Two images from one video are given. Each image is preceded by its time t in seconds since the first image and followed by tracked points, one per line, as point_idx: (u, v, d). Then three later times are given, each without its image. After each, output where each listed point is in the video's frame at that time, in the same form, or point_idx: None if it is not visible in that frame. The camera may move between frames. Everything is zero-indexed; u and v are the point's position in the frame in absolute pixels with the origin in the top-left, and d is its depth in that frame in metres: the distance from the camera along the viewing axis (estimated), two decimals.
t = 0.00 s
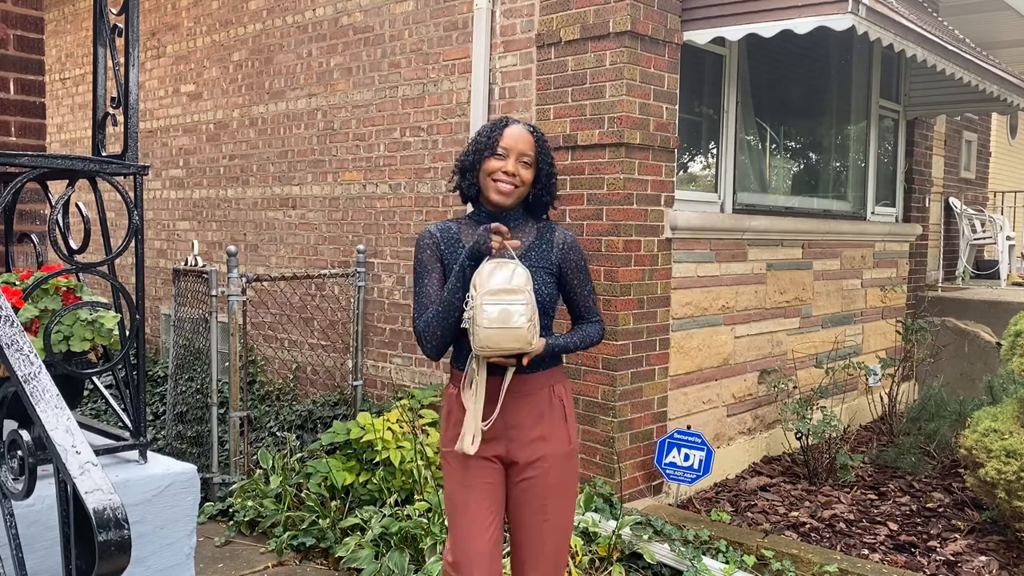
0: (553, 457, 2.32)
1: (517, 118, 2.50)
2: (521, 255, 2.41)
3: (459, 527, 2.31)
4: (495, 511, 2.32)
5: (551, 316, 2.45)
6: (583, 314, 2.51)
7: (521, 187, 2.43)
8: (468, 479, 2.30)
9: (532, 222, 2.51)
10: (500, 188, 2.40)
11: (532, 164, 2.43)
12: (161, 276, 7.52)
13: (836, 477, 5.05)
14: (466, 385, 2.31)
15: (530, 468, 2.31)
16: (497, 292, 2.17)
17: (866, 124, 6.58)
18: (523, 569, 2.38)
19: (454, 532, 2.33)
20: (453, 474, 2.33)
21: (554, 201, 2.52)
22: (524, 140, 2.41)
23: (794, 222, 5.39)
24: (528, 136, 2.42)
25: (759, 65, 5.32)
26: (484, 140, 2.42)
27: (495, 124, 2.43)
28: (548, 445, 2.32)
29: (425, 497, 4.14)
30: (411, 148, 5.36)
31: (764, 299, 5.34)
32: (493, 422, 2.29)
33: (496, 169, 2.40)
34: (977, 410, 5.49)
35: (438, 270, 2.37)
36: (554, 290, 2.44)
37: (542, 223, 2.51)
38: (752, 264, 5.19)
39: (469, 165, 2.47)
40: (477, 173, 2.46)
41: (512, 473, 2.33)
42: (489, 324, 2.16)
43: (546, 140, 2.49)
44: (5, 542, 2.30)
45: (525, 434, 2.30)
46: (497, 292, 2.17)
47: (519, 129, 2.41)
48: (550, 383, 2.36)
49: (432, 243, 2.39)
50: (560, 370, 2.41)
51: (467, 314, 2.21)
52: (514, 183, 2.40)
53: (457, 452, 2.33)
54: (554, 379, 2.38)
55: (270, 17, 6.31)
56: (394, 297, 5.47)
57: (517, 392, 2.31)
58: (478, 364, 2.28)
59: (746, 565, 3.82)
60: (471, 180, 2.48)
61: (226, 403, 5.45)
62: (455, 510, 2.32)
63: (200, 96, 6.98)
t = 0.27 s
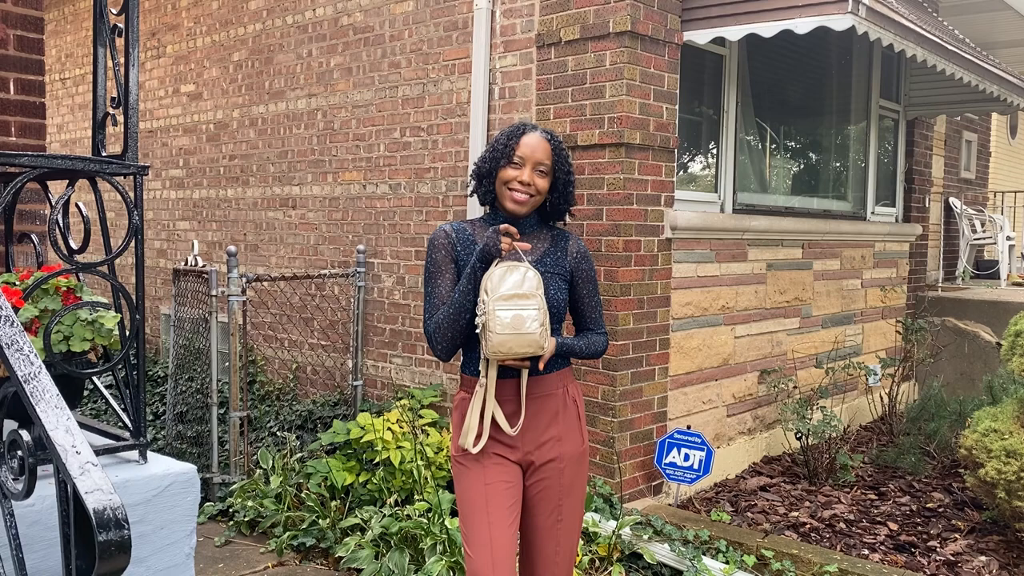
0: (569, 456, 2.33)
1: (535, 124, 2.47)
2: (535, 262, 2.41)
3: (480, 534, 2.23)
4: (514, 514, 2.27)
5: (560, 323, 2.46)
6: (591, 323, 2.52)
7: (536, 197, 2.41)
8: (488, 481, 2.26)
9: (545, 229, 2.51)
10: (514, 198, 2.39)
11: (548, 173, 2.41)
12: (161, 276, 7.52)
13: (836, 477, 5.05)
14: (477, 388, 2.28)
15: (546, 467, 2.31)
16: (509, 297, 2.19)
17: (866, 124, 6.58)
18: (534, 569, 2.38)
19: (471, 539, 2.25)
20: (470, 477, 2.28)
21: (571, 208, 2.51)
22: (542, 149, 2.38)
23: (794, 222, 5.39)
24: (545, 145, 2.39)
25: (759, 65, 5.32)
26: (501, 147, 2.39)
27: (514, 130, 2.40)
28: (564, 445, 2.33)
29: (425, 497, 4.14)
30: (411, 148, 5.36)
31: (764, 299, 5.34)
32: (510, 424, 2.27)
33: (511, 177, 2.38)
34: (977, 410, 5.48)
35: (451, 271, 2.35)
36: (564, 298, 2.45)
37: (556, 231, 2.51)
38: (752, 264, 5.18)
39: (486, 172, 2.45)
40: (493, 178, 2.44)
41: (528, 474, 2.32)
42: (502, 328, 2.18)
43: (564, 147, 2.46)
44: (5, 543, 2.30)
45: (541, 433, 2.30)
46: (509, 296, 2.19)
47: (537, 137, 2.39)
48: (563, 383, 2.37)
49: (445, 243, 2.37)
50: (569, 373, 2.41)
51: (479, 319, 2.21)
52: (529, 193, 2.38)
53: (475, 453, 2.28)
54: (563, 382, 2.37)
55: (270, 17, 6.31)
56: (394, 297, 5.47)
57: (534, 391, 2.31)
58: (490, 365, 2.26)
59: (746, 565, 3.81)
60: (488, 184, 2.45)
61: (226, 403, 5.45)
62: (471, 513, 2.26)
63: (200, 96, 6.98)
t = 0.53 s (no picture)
0: (571, 457, 2.33)
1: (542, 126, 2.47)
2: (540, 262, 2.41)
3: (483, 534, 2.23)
4: (516, 515, 2.28)
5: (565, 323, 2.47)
6: (595, 326, 2.52)
7: (542, 200, 2.40)
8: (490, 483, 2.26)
9: (550, 231, 2.51)
10: (520, 200, 2.38)
11: (555, 177, 2.41)
12: (161, 276, 7.52)
13: (836, 477, 5.05)
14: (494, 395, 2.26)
15: (547, 469, 2.31)
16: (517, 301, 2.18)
17: (866, 124, 6.58)
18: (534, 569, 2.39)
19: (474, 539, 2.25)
20: (472, 479, 2.28)
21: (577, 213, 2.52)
22: (549, 152, 2.38)
23: (794, 222, 5.38)
24: (553, 148, 2.39)
25: (759, 65, 5.32)
26: (510, 150, 2.39)
27: (523, 133, 2.40)
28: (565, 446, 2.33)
29: (425, 497, 4.14)
30: (411, 148, 5.36)
31: (764, 299, 5.34)
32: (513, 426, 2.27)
33: (518, 180, 2.38)
34: (977, 410, 5.48)
35: (454, 271, 2.35)
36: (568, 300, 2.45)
37: (561, 233, 2.52)
38: (752, 264, 5.19)
39: (493, 173, 2.45)
40: (500, 180, 2.43)
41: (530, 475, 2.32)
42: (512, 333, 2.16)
43: (572, 151, 2.46)
44: (5, 543, 2.30)
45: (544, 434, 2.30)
46: (518, 300, 2.18)
47: (546, 141, 2.39)
48: (566, 385, 2.37)
49: (450, 242, 2.36)
50: (573, 374, 2.41)
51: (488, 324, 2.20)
52: (535, 196, 2.38)
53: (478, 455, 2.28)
54: (566, 384, 2.37)
55: (270, 17, 6.31)
56: (394, 297, 5.47)
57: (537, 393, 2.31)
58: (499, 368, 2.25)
59: (746, 565, 3.81)
60: (495, 186, 2.45)
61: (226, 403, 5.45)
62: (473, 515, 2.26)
63: (200, 96, 6.98)
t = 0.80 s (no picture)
0: (571, 456, 2.33)
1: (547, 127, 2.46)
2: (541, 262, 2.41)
3: (483, 533, 2.23)
4: (517, 514, 2.27)
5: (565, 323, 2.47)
6: (594, 325, 2.53)
7: (545, 204, 2.40)
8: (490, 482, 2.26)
9: (551, 231, 2.51)
10: (524, 203, 2.38)
11: (559, 181, 2.41)
12: (161, 276, 7.52)
13: (836, 477, 5.05)
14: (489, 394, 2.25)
15: (547, 467, 2.31)
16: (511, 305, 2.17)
17: (866, 124, 6.58)
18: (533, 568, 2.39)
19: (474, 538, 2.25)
20: (473, 479, 2.27)
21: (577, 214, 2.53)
22: (554, 155, 2.37)
23: (794, 222, 5.38)
24: (558, 152, 2.39)
25: (759, 65, 5.32)
26: (515, 152, 2.38)
27: (528, 135, 2.39)
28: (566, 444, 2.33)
29: (425, 497, 4.14)
30: (411, 148, 5.36)
31: (764, 299, 5.34)
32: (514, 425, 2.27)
33: (522, 183, 2.37)
34: (977, 410, 5.48)
35: (455, 270, 2.35)
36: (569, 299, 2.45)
37: (562, 233, 2.52)
38: (752, 264, 5.19)
39: (497, 174, 2.44)
40: (504, 181, 2.43)
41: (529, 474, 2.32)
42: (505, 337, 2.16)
43: (576, 154, 2.46)
44: (5, 543, 2.30)
45: (543, 433, 2.30)
46: (512, 304, 2.17)
47: (550, 145, 2.38)
48: (566, 385, 2.37)
49: (452, 241, 2.36)
50: (573, 373, 2.41)
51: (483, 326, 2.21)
52: (538, 199, 2.38)
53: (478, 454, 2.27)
54: (565, 384, 2.37)
55: (270, 17, 6.31)
56: (394, 297, 5.47)
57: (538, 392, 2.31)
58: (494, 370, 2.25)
59: (746, 565, 3.81)
60: (498, 186, 2.45)
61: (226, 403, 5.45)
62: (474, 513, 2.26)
63: (200, 96, 6.98)
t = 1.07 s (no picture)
0: (572, 456, 2.33)
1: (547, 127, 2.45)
2: (543, 262, 2.42)
3: (483, 531, 2.23)
4: (517, 514, 2.27)
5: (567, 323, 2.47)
6: (596, 326, 2.53)
7: (548, 205, 2.41)
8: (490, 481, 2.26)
9: (554, 231, 2.51)
10: (526, 206, 2.38)
11: (560, 182, 2.41)
12: (161, 276, 7.53)
13: (836, 477, 5.05)
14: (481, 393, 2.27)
15: (548, 467, 2.31)
16: (509, 305, 2.17)
17: (866, 124, 6.58)
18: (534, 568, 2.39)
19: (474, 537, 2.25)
20: (475, 478, 2.27)
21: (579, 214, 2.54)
22: (556, 157, 2.37)
23: (794, 222, 5.38)
24: (560, 153, 2.38)
25: (759, 65, 5.32)
26: (516, 154, 2.37)
27: (529, 137, 2.39)
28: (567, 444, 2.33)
29: (425, 497, 4.14)
30: (411, 148, 5.36)
31: (764, 299, 5.34)
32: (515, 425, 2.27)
33: (524, 186, 2.37)
34: (977, 410, 5.48)
35: (457, 269, 2.34)
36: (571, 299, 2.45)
37: (564, 233, 2.52)
38: (752, 264, 5.19)
39: (499, 176, 2.44)
40: (505, 183, 2.43)
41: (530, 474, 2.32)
42: (502, 336, 2.16)
43: (577, 154, 2.45)
44: (5, 543, 2.30)
45: (545, 433, 2.30)
46: (510, 304, 2.17)
47: (552, 146, 2.38)
48: (567, 385, 2.38)
49: (454, 241, 2.37)
50: (574, 373, 2.42)
51: (481, 325, 2.21)
52: (541, 201, 2.38)
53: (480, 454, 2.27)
54: (567, 383, 2.37)
55: (270, 17, 6.31)
56: (394, 297, 5.47)
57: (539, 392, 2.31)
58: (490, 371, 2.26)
59: (746, 565, 3.82)
60: (500, 188, 2.44)
61: (226, 403, 5.45)
62: (474, 514, 2.26)
63: (200, 96, 6.98)
